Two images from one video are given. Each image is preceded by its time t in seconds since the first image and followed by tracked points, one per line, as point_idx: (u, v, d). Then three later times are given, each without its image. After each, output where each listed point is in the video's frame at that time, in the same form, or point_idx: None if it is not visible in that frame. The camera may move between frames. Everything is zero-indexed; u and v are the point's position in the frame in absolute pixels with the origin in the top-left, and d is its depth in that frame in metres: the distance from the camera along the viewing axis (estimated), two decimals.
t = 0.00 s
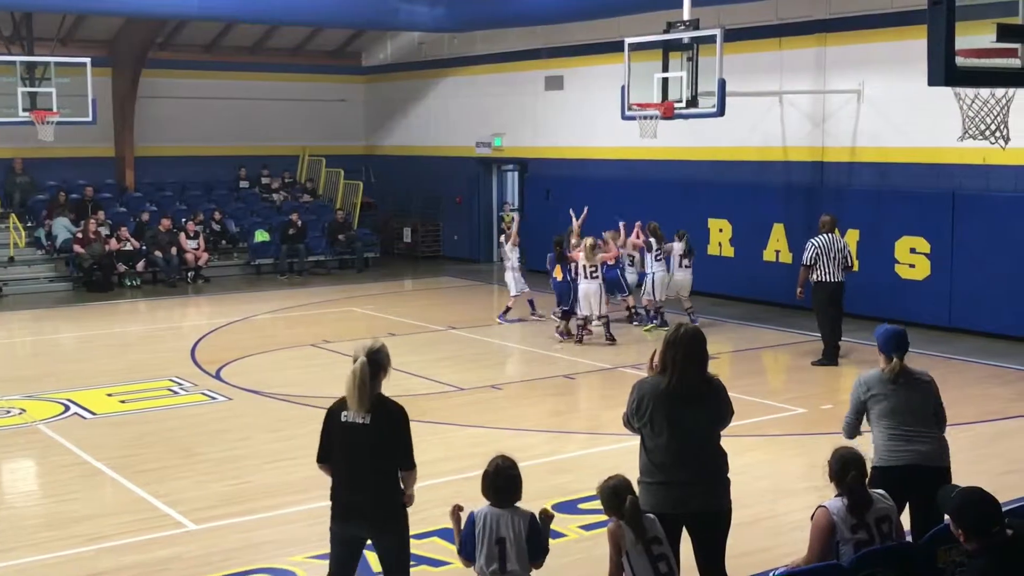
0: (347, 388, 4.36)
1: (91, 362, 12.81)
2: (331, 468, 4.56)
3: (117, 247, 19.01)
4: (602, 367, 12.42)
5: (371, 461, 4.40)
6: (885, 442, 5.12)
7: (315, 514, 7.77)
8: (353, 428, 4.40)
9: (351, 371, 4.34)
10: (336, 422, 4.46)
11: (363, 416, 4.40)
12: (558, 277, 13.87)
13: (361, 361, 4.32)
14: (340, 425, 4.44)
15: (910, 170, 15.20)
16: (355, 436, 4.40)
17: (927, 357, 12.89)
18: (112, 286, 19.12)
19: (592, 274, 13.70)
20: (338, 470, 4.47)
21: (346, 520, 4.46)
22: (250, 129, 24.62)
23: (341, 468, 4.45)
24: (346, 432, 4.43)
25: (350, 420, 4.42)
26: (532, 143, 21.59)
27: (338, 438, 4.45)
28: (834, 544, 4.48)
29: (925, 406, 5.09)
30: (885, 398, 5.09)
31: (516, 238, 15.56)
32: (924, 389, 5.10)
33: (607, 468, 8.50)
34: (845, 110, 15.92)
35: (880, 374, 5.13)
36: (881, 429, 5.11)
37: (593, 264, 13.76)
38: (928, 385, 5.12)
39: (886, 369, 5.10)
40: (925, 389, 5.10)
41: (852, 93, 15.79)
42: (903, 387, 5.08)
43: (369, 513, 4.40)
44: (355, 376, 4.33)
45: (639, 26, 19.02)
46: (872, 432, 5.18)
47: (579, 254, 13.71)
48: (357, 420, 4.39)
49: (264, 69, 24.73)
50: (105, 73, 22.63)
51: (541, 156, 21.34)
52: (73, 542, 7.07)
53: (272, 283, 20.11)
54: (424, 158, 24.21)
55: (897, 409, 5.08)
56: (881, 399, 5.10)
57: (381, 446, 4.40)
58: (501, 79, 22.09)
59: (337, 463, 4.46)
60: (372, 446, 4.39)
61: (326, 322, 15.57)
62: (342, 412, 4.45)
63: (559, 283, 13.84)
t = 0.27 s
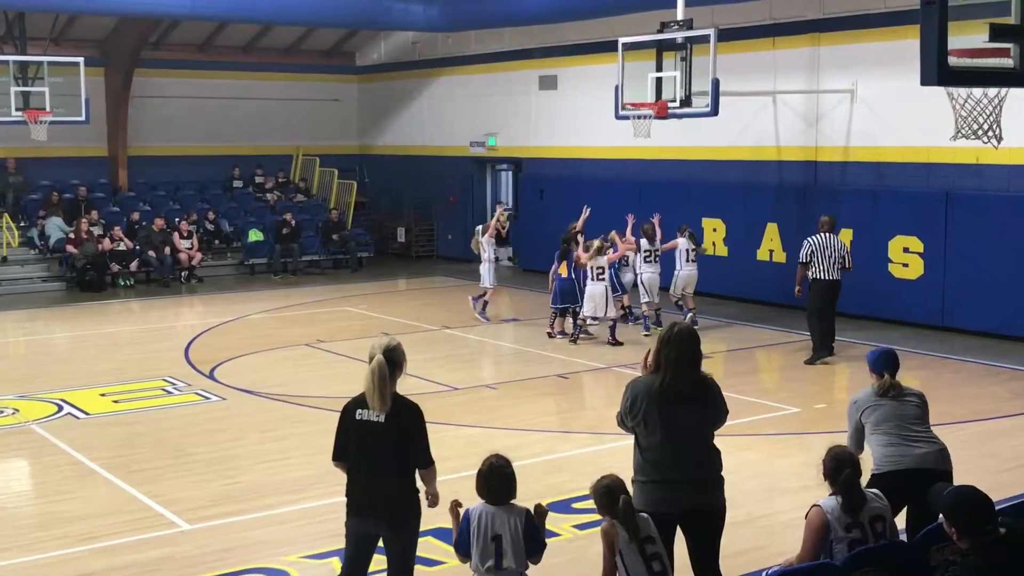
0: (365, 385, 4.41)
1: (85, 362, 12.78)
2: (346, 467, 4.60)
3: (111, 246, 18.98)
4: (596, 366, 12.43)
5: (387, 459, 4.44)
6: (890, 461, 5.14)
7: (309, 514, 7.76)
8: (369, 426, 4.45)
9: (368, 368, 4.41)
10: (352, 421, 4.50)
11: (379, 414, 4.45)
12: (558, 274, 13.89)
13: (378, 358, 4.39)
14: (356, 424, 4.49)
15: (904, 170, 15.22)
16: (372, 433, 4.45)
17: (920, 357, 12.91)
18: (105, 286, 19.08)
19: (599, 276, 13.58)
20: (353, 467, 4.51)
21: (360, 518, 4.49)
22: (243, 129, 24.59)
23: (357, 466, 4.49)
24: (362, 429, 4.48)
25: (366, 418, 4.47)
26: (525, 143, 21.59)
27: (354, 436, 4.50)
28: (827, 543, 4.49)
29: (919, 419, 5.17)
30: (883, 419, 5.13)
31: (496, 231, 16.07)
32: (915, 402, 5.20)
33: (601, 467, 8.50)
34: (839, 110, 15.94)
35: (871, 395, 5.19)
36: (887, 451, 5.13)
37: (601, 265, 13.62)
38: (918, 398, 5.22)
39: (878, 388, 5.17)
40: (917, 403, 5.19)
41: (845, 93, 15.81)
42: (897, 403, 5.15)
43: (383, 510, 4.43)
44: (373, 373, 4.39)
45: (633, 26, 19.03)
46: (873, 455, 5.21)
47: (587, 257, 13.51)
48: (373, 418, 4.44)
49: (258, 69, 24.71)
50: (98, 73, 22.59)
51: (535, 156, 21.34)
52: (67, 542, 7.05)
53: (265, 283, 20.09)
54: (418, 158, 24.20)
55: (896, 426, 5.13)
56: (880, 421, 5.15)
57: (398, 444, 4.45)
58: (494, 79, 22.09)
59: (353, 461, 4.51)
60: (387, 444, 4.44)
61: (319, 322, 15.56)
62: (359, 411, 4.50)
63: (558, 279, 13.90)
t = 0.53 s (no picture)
0: (366, 386, 4.42)
1: (81, 363, 12.77)
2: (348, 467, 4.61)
3: (107, 247, 18.97)
4: (593, 366, 12.44)
5: (388, 459, 4.44)
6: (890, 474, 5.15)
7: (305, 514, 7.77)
8: (370, 427, 4.46)
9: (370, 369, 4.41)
10: (354, 422, 4.51)
11: (381, 415, 4.45)
12: (569, 277, 13.99)
13: (380, 359, 4.38)
14: (358, 425, 4.49)
15: (900, 170, 15.24)
16: (374, 434, 4.45)
17: (916, 357, 12.93)
18: (102, 287, 19.08)
19: (603, 273, 13.79)
20: (355, 468, 4.52)
21: (361, 518, 4.50)
22: (240, 129, 24.58)
23: (358, 467, 4.50)
24: (364, 430, 4.48)
25: (367, 419, 4.47)
26: (522, 143, 21.59)
27: (356, 437, 4.50)
28: (825, 543, 4.50)
29: (918, 434, 5.22)
30: (880, 433, 5.19)
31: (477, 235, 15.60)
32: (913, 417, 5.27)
33: (598, 467, 8.51)
34: (835, 110, 15.95)
35: (869, 410, 5.26)
36: (886, 465, 5.15)
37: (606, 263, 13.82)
38: (916, 414, 5.28)
39: (875, 404, 5.25)
40: (914, 418, 5.25)
41: (842, 93, 15.83)
42: (894, 418, 5.22)
43: (384, 511, 4.44)
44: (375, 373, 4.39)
45: (630, 26, 19.03)
46: (873, 470, 5.23)
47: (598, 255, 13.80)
48: (375, 419, 4.44)
49: (255, 69, 24.70)
50: (94, 73, 22.58)
51: (532, 156, 21.34)
52: (64, 543, 7.05)
53: (262, 283, 20.08)
54: (415, 158, 24.20)
55: (894, 440, 5.18)
56: (879, 434, 5.20)
57: (399, 444, 4.45)
58: (490, 80, 22.10)
59: (354, 462, 4.51)
60: (388, 445, 4.44)
61: (316, 322, 15.56)
62: (361, 412, 4.50)
63: (569, 283, 13.99)
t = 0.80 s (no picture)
0: (364, 386, 4.42)
1: (78, 363, 12.77)
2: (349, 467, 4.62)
3: (104, 247, 18.96)
4: (590, 366, 12.45)
5: (386, 459, 4.44)
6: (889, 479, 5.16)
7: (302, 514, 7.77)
8: (368, 427, 4.46)
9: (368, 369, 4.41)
10: (353, 421, 4.52)
11: (379, 415, 4.45)
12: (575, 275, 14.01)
13: (376, 359, 4.39)
14: (357, 425, 4.50)
15: (896, 170, 15.26)
16: (371, 434, 4.45)
17: (913, 356, 12.94)
18: (99, 287, 19.07)
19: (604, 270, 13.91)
20: (354, 467, 4.53)
21: (361, 517, 4.51)
22: (237, 129, 24.57)
23: (356, 467, 4.51)
24: (362, 430, 4.49)
25: (366, 419, 4.48)
26: (520, 143, 21.59)
27: (355, 437, 4.51)
28: (822, 542, 4.51)
29: (917, 440, 5.23)
30: (878, 439, 5.21)
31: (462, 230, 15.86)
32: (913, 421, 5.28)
33: (595, 467, 8.51)
34: (832, 110, 15.97)
35: (868, 417, 5.29)
36: (884, 471, 5.17)
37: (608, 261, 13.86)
38: (916, 420, 5.29)
39: (874, 410, 5.28)
40: (914, 423, 5.26)
41: (838, 93, 15.85)
42: (893, 423, 5.23)
43: (382, 511, 4.44)
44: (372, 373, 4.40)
45: (627, 26, 19.04)
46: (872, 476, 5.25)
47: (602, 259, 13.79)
48: (373, 419, 4.44)
49: (252, 69, 24.69)
50: (91, 73, 22.56)
51: (530, 156, 21.34)
52: (61, 543, 7.06)
53: (259, 283, 20.08)
54: (413, 159, 24.18)
55: (892, 446, 5.19)
56: (877, 441, 5.22)
57: (396, 444, 4.44)
58: (487, 80, 22.10)
59: (353, 461, 4.53)
60: (386, 445, 4.44)
61: (313, 322, 15.56)
62: (360, 411, 4.51)
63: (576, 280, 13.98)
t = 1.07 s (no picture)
0: (365, 385, 4.42)
1: (74, 363, 12.75)
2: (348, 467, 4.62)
3: (101, 247, 18.93)
4: (587, 366, 12.44)
5: (386, 459, 4.44)
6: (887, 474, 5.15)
7: (299, 514, 7.76)
8: (369, 428, 4.46)
9: (368, 369, 4.41)
10: (354, 421, 4.52)
11: (379, 415, 4.45)
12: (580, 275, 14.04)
13: (377, 359, 4.38)
14: (357, 425, 4.50)
15: (893, 169, 15.27)
16: (372, 434, 4.45)
17: (910, 356, 12.94)
18: (96, 287, 19.05)
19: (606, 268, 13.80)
20: (353, 467, 4.53)
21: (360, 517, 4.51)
22: (234, 129, 24.54)
23: (357, 466, 4.50)
24: (362, 430, 4.48)
25: (366, 419, 4.47)
26: (517, 143, 21.59)
27: (355, 436, 4.51)
28: (820, 543, 4.51)
29: (916, 434, 5.22)
30: (878, 434, 5.20)
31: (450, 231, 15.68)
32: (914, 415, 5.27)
33: (592, 467, 8.50)
34: (829, 110, 15.98)
35: (867, 410, 5.27)
36: (883, 466, 5.16)
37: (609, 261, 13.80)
38: (915, 414, 5.28)
39: (873, 403, 5.25)
40: (912, 417, 5.26)
41: (835, 93, 15.85)
42: (892, 418, 5.22)
43: (382, 511, 4.44)
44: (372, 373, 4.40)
45: (624, 26, 19.04)
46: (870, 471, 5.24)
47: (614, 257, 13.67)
48: (373, 419, 4.44)
49: (249, 69, 24.67)
50: (88, 73, 22.55)
51: (526, 156, 21.35)
52: (58, 543, 7.05)
53: (256, 283, 20.05)
54: (410, 158, 24.18)
55: (892, 441, 5.18)
56: (876, 434, 5.21)
57: (396, 444, 4.44)
58: (484, 80, 22.09)
59: (353, 461, 4.52)
60: (386, 445, 4.44)
61: (310, 322, 15.55)
62: (360, 411, 4.51)
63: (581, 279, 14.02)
